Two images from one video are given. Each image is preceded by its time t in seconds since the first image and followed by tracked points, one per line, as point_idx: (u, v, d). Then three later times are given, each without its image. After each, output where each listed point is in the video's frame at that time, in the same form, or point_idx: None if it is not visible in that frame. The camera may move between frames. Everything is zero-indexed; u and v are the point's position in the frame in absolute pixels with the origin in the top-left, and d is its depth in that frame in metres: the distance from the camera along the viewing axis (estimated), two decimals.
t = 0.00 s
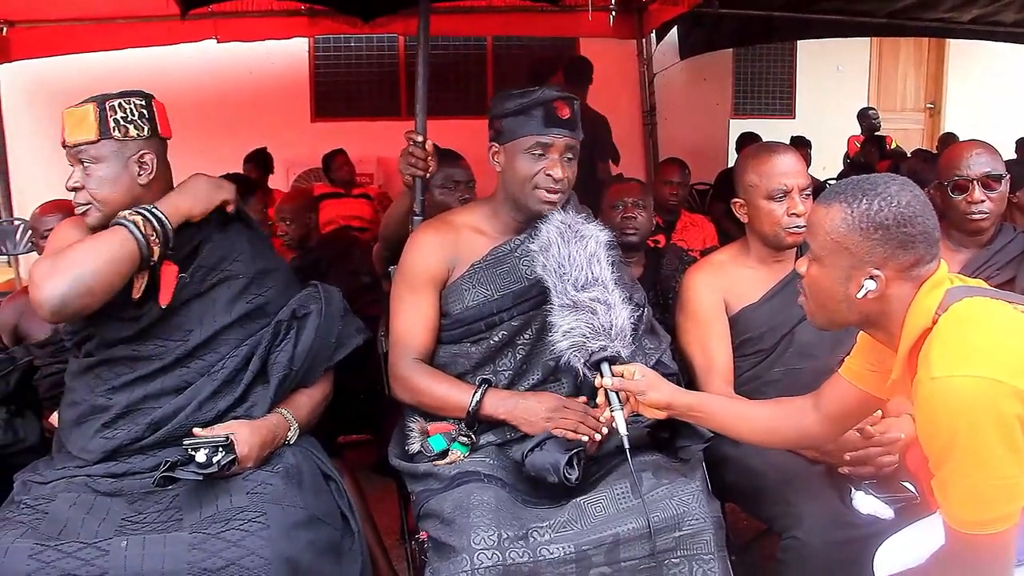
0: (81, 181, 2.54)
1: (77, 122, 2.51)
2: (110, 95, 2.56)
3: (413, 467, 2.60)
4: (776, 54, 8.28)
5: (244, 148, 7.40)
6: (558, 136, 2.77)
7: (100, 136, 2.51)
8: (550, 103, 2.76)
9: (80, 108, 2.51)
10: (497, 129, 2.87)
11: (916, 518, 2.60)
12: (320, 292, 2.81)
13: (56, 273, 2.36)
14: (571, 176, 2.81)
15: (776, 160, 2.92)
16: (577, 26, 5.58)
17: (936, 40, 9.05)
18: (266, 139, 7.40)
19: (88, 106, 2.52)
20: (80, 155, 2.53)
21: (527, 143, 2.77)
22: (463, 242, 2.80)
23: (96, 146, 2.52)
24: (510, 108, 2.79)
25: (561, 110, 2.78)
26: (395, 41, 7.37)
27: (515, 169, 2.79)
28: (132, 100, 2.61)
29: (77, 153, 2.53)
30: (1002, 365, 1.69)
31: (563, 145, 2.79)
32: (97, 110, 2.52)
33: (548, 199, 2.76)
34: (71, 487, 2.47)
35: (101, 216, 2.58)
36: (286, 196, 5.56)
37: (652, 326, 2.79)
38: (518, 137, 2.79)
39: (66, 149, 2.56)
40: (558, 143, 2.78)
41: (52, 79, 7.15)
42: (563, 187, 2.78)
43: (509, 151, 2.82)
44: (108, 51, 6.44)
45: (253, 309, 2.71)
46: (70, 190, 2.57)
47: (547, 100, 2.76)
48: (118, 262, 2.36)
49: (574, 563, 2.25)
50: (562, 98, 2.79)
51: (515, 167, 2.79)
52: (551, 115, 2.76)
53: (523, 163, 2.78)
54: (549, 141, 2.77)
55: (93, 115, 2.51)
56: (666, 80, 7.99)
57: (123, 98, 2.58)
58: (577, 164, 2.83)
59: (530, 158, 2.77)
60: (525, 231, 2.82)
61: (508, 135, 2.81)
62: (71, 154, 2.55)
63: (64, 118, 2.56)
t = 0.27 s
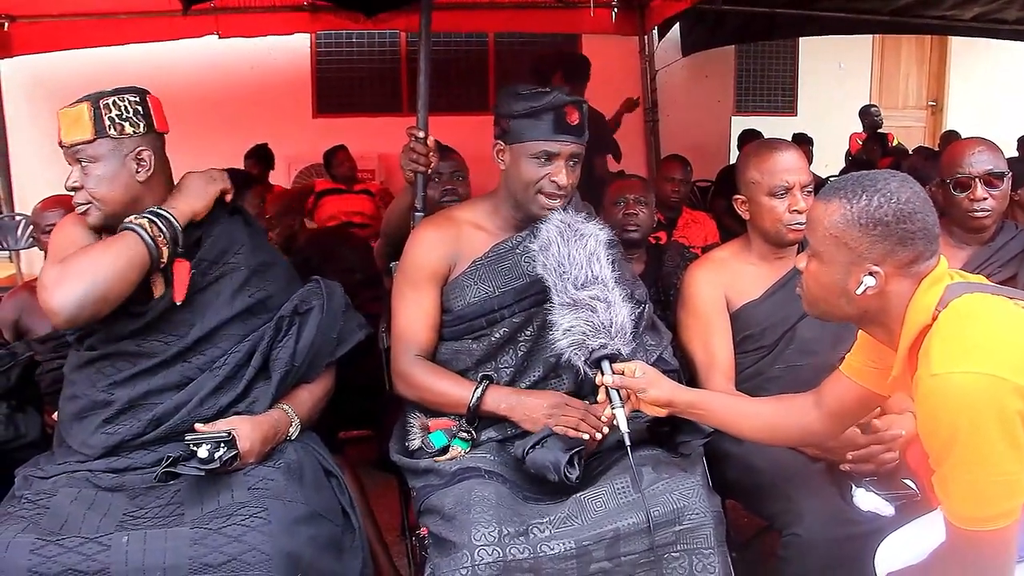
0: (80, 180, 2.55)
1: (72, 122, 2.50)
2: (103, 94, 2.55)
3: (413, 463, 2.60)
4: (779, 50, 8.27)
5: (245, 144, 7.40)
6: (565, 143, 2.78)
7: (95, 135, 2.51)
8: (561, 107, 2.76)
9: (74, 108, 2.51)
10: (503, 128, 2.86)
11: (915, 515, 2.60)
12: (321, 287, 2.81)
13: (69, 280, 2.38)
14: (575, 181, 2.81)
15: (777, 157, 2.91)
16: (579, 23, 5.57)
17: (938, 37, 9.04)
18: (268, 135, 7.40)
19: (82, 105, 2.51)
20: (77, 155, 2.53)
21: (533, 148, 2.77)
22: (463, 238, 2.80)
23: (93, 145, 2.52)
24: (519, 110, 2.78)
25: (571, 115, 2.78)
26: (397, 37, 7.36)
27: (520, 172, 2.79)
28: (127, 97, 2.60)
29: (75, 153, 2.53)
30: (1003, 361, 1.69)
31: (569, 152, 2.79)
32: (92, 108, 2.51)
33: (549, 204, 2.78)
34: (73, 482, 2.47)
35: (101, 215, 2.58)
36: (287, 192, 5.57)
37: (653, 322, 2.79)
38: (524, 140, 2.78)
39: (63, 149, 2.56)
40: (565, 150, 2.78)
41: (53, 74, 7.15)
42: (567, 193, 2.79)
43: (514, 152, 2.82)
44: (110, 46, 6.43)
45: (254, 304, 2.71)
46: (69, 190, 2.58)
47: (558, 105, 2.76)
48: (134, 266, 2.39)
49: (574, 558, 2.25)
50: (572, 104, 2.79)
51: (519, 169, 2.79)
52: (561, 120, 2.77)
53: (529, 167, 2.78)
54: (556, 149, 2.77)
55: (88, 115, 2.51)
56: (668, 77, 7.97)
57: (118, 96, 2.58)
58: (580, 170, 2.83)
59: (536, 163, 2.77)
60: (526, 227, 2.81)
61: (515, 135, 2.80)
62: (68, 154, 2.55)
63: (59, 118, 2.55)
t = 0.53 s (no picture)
0: (79, 179, 2.54)
1: (70, 119, 2.48)
2: (101, 91, 2.54)
3: (414, 461, 2.59)
4: (781, 48, 8.25)
5: (246, 142, 7.39)
6: (564, 139, 2.76)
7: (95, 133, 2.49)
8: (559, 104, 2.75)
9: (72, 105, 2.49)
10: (504, 125, 2.85)
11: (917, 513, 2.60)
12: (321, 285, 2.80)
13: (61, 267, 2.34)
14: (575, 178, 2.80)
15: (778, 155, 2.91)
16: (579, 20, 5.55)
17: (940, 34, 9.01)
18: (268, 133, 7.39)
19: (80, 103, 2.49)
20: (76, 153, 2.52)
21: (533, 144, 2.76)
22: (464, 236, 2.80)
23: (93, 143, 2.51)
24: (518, 107, 2.77)
25: (569, 110, 2.76)
26: (398, 34, 7.34)
27: (521, 167, 2.78)
28: (124, 94, 2.59)
29: (74, 151, 2.51)
30: (1006, 359, 1.68)
31: (568, 149, 2.78)
32: (90, 106, 2.50)
33: (552, 200, 2.77)
34: (72, 480, 2.46)
35: (101, 212, 2.57)
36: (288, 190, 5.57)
37: (654, 320, 2.79)
38: (523, 136, 2.77)
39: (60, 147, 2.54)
40: (565, 146, 2.77)
41: (53, 72, 7.14)
42: (568, 190, 2.78)
43: (514, 148, 2.81)
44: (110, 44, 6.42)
45: (254, 303, 2.71)
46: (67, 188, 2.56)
47: (557, 101, 2.75)
48: (125, 251, 2.35)
49: (574, 556, 2.25)
50: (571, 99, 2.77)
51: (519, 165, 2.78)
52: (559, 116, 2.75)
53: (529, 162, 2.77)
54: (556, 146, 2.76)
55: (87, 112, 2.49)
56: (669, 75, 7.95)
57: (115, 93, 2.57)
58: (581, 167, 2.82)
59: (536, 159, 2.76)
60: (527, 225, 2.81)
61: (514, 131, 2.79)
62: (66, 153, 2.53)
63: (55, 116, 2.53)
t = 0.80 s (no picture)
0: (82, 180, 2.54)
1: (73, 120, 2.48)
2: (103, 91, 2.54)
3: (415, 461, 2.59)
4: (781, 47, 8.24)
5: (246, 141, 7.39)
6: (562, 133, 2.76)
7: (98, 133, 2.50)
8: (555, 98, 2.76)
9: (75, 106, 2.49)
10: (501, 123, 2.85)
11: (917, 513, 2.60)
12: (322, 285, 2.80)
13: (65, 246, 2.33)
14: (575, 172, 2.79)
15: (778, 154, 2.91)
16: (580, 20, 5.55)
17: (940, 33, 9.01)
18: (268, 133, 7.39)
19: (83, 103, 2.49)
20: (79, 154, 2.52)
21: (532, 139, 2.76)
22: (465, 236, 2.80)
23: (96, 144, 2.51)
24: (514, 103, 2.78)
25: (566, 105, 2.77)
26: (398, 34, 7.34)
27: (519, 164, 2.78)
28: (126, 94, 2.59)
29: (77, 152, 2.51)
30: (1006, 359, 1.68)
31: (566, 143, 2.78)
32: (93, 106, 2.50)
33: (552, 196, 2.76)
34: (73, 481, 2.46)
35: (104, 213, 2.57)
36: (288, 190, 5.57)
37: (654, 320, 2.79)
38: (521, 132, 2.78)
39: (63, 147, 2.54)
40: (563, 140, 2.77)
41: (54, 72, 7.14)
42: (568, 183, 2.77)
43: (512, 146, 2.81)
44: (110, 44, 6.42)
45: (255, 303, 2.71)
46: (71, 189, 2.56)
47: (552, 96, 2.76)
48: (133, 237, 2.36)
49: (576, 556, 2.25)
50: (567, 94, 2.78)
51: (519, 162, 2.78)
52: (556, 110, 2.76)
53: (527, 159, 2.77)
54: (553, 139, 2.76)
55: (90, 113, 2.49)
56: (669, 74, 7.95)
57: (117, 94, 2.56)
58: (580, 161, 2.82)
59: (535, 154, 2.77)
60: (528, 225, 2.81)
61: (512, 129, 2.80)
62: (69, 154, 2.53)
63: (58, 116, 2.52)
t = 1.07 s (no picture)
0: (84, 181, 2.54)
1: (73, 122, 2.48)
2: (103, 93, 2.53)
3: (416, 461, 2.59)
4: (781, 46, 8.24)
5: (246, 142, 7.39)
6: (559, 128, 2.76)
7: (98, 136, 2.49)
8: (551, 94, 2.76)
9: (75, 108, 2.48)
10: (500, 123, 2.86)
11: (917, 512, 2.60)
12: (326, 286, 2.81)
13: (76, 255, 2.37)
14: (574, 167, 2.78)
15: (778, 154, 2.91)
16: (580, 20, 5.55)
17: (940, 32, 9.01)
18: (268, 133, 7.39)
19: (83, 105, 2.49)
20: (80, 156, 2.52)
21: (529, 135, 2.76)
22: (464, 235, 2.80)
23: (97, 145, 2.51)
24: (511, 101, 2.79)
25: (562, 101, 2.77)
26: (398, 34, 7.34)
27: (518, 160, 2.78)
28: (126, 95, 2.59)
29: (78, 153, 2.51)
30: (1007, 356, 1.68)
31: (564, 138, 2.76)
32: (92, 109, 2.49)
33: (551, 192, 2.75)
34: (74, 481, 2.46)
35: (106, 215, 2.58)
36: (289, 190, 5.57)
37: (655, 319, 2.79)
38: (519, 129, 2.78)
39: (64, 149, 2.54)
40: (560, 135, 2.76)
41: (54, 72, 7.14)
42: (567, 178, 2.76)
43: (511, 143, 2.82)
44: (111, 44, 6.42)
45: (258, 304, 2.71)
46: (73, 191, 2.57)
47: (548, 91, 2.76)
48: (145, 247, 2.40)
49: (577, 555, 2.25)
50: (563, 89, 2.79)
51: (517, 158, 2.79)
52: (552, 106, 2.76)
53: (525, 154, 2.77)
54: (550, 134, 2.75)
55: (90, 115, 2.49)
56: (669, 74, 7.93)
57: (117, 94, 2.56)
58: (579, 155, 2.81)
59: (532, 149, 2.76)
60: (528, 223, 2.81)
61: (511, 127, 2.80)
62: (70, 156, 2.54)
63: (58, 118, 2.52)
